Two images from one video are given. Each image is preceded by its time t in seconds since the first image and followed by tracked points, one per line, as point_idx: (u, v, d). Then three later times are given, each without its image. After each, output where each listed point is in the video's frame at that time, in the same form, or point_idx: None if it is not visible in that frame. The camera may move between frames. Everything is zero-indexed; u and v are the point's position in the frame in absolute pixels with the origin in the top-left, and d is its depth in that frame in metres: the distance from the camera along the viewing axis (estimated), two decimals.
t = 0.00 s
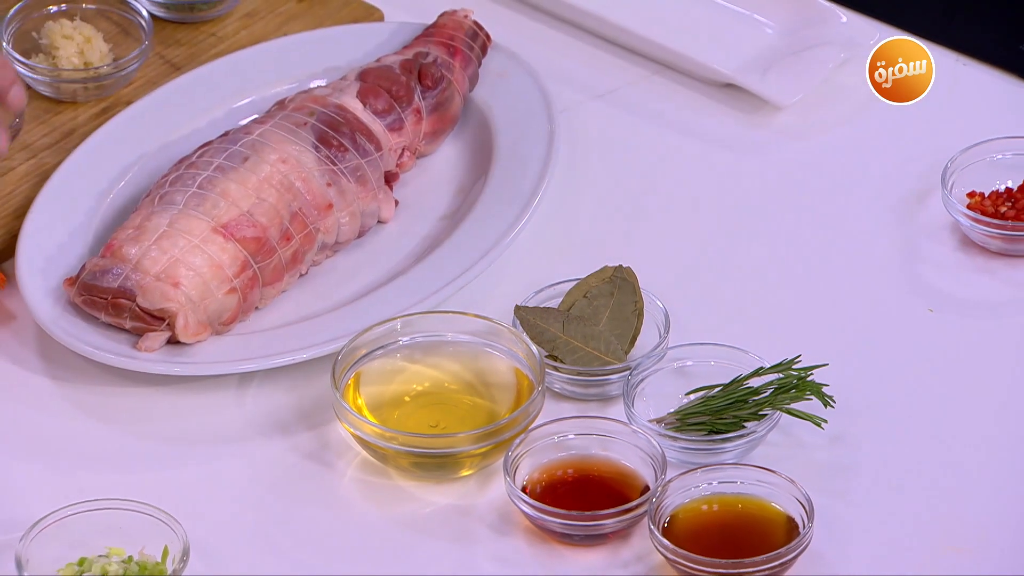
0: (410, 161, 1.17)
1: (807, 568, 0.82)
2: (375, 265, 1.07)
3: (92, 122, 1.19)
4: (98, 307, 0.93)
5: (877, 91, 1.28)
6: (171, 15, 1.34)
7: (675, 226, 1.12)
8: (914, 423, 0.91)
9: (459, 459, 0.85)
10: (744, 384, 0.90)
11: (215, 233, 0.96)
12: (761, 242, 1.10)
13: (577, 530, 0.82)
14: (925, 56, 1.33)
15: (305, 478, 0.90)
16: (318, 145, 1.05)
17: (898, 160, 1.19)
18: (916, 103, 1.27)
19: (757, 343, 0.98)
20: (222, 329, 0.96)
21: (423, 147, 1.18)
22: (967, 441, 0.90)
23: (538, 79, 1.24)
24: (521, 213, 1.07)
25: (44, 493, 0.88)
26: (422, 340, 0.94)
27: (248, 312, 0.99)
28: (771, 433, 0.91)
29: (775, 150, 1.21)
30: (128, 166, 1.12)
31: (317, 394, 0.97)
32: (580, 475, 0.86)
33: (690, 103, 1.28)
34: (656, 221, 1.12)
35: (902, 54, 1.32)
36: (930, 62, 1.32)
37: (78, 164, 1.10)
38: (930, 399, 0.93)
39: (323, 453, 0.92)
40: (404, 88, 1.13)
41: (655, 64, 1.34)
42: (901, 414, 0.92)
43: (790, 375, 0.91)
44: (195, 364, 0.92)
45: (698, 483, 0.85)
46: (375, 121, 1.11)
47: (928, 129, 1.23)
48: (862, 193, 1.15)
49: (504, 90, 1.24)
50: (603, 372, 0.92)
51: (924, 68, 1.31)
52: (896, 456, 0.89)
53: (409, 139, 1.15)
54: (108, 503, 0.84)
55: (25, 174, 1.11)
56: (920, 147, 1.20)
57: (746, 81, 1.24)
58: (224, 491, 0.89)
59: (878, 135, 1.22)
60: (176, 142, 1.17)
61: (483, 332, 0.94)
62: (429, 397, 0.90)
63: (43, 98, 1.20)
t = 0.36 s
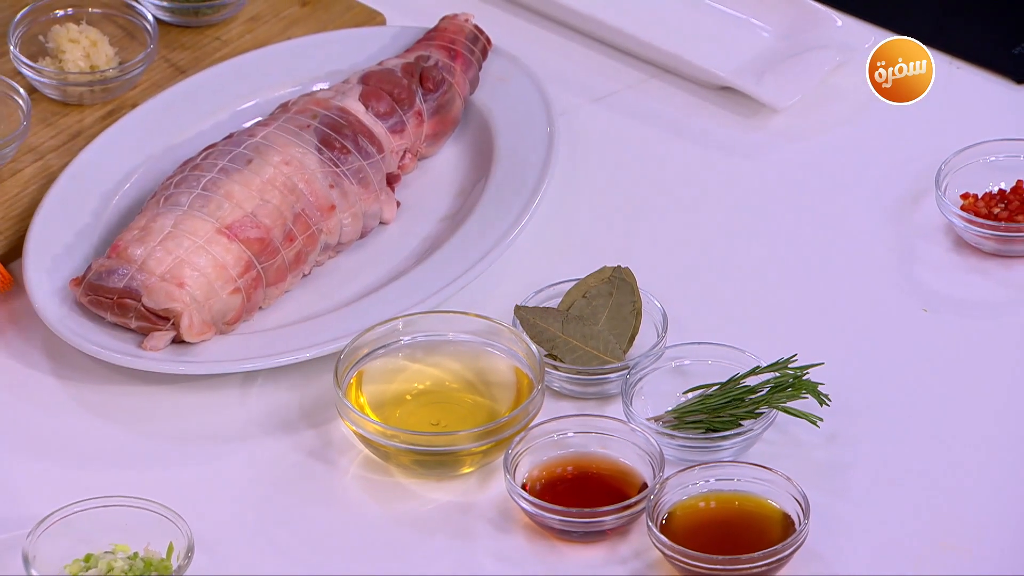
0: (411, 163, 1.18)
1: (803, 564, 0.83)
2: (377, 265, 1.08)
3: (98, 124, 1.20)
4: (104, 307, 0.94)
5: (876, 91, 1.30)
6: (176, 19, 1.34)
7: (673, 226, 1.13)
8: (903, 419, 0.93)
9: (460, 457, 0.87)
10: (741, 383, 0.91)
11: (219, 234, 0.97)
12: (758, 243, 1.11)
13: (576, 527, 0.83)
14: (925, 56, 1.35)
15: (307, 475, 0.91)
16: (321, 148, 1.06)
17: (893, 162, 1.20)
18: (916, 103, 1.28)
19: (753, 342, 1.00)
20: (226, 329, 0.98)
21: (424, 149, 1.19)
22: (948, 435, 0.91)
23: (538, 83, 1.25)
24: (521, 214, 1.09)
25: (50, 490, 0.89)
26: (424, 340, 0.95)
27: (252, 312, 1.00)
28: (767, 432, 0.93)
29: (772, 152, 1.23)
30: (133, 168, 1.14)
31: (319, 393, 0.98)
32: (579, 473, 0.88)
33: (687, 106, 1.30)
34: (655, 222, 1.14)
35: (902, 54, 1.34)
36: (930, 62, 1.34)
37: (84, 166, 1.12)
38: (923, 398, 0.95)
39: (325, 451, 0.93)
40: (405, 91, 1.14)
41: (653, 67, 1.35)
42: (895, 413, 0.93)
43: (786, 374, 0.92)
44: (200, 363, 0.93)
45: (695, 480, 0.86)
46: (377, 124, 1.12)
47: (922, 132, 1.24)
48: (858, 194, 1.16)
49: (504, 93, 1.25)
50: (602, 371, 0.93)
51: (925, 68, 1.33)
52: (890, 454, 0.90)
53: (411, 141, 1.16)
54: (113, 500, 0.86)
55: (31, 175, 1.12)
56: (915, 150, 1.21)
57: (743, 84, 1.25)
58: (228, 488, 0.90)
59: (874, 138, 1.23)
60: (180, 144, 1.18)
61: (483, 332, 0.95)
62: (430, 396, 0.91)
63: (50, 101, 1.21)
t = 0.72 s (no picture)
0: (413, 166, 1.19)
1: (798, 560, 0.84)
2: (379, 266, 1.10)
3: (104, 127, 1.22)
4: (110, 307, 0.96)
5: (876, 91, 1.32)
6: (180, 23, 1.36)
7: (671, 228, 1.14)
8: (898, 418, 0.94)
9: (460, 455, 0.88)
10: (737, 382, 0.92)
11: (223, 235, 0.99)
12: (755, 244, 1.12)
13: (575, 524, 0.85)
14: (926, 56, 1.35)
15: (310, 473, 0.92)
16: (324, 150, 1.07)
17: (889, 165, 1.21)
18: (916, 103, 1.31)
19: (749, 342, 1.01)
20: (230, 328, 0.99)
21: (426, 151, 1.21)
22: (943, 433, 0.93)
23: (538, 87, 1.27)
24: (521, 215, 1.10)
25: (57, 488, 0.91)
26: (425, 339, 0.97)
27: (255, 312, 1.01)
28: (764, 430, 0.94)
29: (769, 154, 1.24)
30: (139, 170, 1.15)
31: (322, 391, 0.99)
32: (578, 471, 0.89)
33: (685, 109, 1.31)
34: (653, 223, 1.15)
35: (902, 54, 1.35)
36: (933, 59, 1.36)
37: (90, 168, 1.13)
38: (917, 396, 0.96)
39: (328, 449, 0.94)
40: (407, 94, 1.16)
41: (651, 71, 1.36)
42: (890, 411, 0.95)
43: (782, 373, 0.93)
44: (204, 362, 0.94)
45: (692, 477, 0.87)
46: (379, 127, 1.14)
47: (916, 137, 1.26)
48: (854, 196, 1.18)
49: (504, 96, 1.27)
50: (601, 370, 0.95)
51: (925, 68, 1.33)
52: (885, 452, 0.91)
53: (412, 143, 1.17)
54: (119, 498, 0.87)
55: (38, 177, 1.14)
56: (910, 152, 1.23)
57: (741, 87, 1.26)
58: (233, 486, 0.91)
59: (869, 140, 1.25)
60: (185, 146, 1.19)
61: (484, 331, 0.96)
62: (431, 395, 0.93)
63: (56, 104, 1.23)
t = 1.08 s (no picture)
0: (415, 167, 1.20)
1: (794, 556, 0.86)
2: (381, 267, 1.11)
3: (110, 130, 1.23)
4: (116, 307, 0.97)
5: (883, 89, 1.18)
6: (185, 27, 1.37)
7: (670, 229, 1.16)
8: (893, 417, 0.96)
9: (461, 453, 0.89)
10: (735, 381, 0.93)
11: (228, 236, 1.00)
12: (753, 246, 1.14)
13: (574, 521, 0.86)
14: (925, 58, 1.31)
15: (313, 471, 0.94)
16: (327, 152, 1.09)
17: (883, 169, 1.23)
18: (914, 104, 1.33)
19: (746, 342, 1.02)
20: (234, 328, 1.00)
21: (428, 154, 1.22)
22: (937, 432, 0.94)
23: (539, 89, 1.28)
24: (522, 217, 1.11)
25: (64, 484, 0.92)
26: (426, 339, 0.98)
27: (259, 312, 1.02)
28: (761, 429, 0.95)
29: (766, 157, 1.26)
30: (144, 172, 1.16)
31: (325, 390, 1.01)
32: (577, 468, 0.90)
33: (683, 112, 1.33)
34: (652, 225, 1.16)
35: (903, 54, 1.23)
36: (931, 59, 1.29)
37: (96, 170, 1.14)
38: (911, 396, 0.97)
39: (331, 447, 0.96)
40: (409, 97, 1.17)
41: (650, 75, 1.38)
42: (885, 410, 0.96)
43: (779, 372, 0.94)
44: (208, 361, 0.96)
45: (690, 475, 0.88)
46: (382, 129, 1.15)
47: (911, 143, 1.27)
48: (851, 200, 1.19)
49: (504, 99, 1.28)
50: (600, 370, 0.96)
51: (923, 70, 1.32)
52: (880, 450, 0.93)
53: (414, 146, 1.19)
54: (125, 496, 0.88)
55: (45, 179, 1.15)
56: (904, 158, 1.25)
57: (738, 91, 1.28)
58: (237, 483, 0.92)
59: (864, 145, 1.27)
60: (189, 149, 1.21)
61: (485, 331, 0.98)
62: (432, 393, 0.94)
63: (63, 106, 1.24)
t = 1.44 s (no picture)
0: (417, 170, 1.22)
1: (791, 553, 0.87)
2: (383, 268, 1.12)
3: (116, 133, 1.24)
4: (122, 308, 0.99)
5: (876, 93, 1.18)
6: (190, 31, 1.38)
7: (668, 231, 1.17)
8: (888, 416, 0.97)
9: (462, 452, 0.91)
10: (732, 380, 0.95)
11: (232, 238, 1.01)
12: (751, 247, 1.15)
13: (574, 518, 0.87)
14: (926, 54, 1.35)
15: (317, 469, 0.95)
16: (330, 155, 1.10)
17: (879, 174, 1.25)
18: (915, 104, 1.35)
19: (744, 343, 1.04)
20: (239, 328, 1.02)
21: (429, 156, 1.23)
22: (932, 432, 0.95)
23: (539, 93, 1.29)
24: (522, 219, 1.12)
25: (71, 482, 0.93)
26: (428, 339, 0.99)
27: (263, 312, 1.04)
28: (758, 428, 0.97)
29: (764, 160, 1.27)
30: (150, 174, 1.18)
31: (328, 389, 1.02)
32: (577, 467, 0.91)
33: (682, 115, 1.34)
34: (650, 227, 1.18)
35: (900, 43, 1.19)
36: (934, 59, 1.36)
37: (102, 173, 1.16)
38: (907, 396, 0.99)
39: (334, 445, 0.97)
40: (411, 100, 1.19)
41: (649, 79, 1.39)
42: (880, 410, 0.97)
43: (776, 371, 0.96)
44: (213, 361, 0.97)
45: (688, 474, 0.90)
46: (384, 132, 1.16)
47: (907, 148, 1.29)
48: (847, 203, 1.21)
49: (505, 102, 1.29)
50: (599, 369, 0.97)
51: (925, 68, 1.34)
52: (875, 449, 0.94)
53: (416, 148, 1.20)
54: (131, 494, 0.90)
55: (52, 181, 1.16)
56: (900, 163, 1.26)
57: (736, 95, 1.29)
58: (242, 481, 0.94)
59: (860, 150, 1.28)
60: (195, 151, 1.22)
61: (485, 331, 0.99)
62: (434, 393, 0.96)
63: (70, 110, 1.26)
